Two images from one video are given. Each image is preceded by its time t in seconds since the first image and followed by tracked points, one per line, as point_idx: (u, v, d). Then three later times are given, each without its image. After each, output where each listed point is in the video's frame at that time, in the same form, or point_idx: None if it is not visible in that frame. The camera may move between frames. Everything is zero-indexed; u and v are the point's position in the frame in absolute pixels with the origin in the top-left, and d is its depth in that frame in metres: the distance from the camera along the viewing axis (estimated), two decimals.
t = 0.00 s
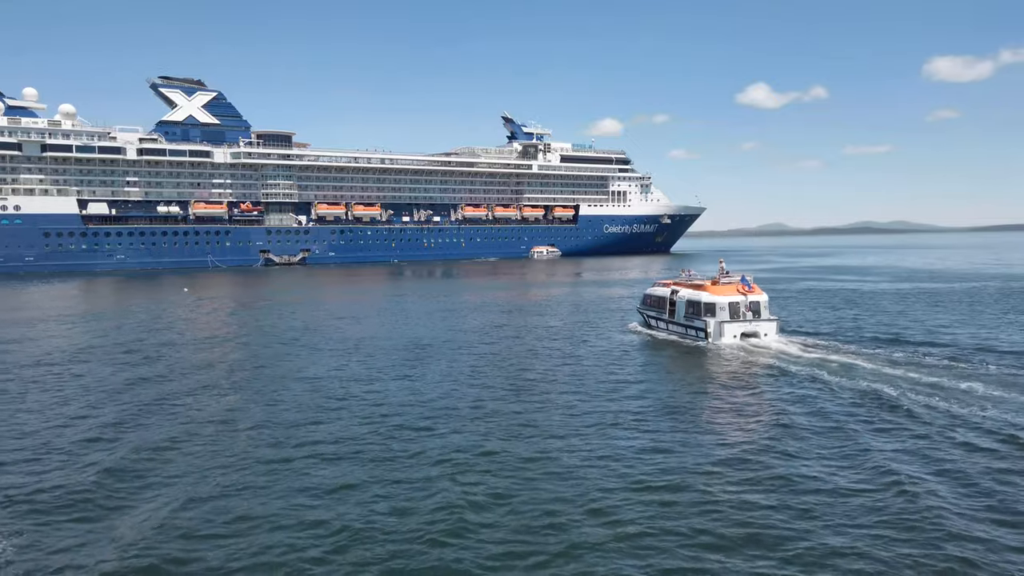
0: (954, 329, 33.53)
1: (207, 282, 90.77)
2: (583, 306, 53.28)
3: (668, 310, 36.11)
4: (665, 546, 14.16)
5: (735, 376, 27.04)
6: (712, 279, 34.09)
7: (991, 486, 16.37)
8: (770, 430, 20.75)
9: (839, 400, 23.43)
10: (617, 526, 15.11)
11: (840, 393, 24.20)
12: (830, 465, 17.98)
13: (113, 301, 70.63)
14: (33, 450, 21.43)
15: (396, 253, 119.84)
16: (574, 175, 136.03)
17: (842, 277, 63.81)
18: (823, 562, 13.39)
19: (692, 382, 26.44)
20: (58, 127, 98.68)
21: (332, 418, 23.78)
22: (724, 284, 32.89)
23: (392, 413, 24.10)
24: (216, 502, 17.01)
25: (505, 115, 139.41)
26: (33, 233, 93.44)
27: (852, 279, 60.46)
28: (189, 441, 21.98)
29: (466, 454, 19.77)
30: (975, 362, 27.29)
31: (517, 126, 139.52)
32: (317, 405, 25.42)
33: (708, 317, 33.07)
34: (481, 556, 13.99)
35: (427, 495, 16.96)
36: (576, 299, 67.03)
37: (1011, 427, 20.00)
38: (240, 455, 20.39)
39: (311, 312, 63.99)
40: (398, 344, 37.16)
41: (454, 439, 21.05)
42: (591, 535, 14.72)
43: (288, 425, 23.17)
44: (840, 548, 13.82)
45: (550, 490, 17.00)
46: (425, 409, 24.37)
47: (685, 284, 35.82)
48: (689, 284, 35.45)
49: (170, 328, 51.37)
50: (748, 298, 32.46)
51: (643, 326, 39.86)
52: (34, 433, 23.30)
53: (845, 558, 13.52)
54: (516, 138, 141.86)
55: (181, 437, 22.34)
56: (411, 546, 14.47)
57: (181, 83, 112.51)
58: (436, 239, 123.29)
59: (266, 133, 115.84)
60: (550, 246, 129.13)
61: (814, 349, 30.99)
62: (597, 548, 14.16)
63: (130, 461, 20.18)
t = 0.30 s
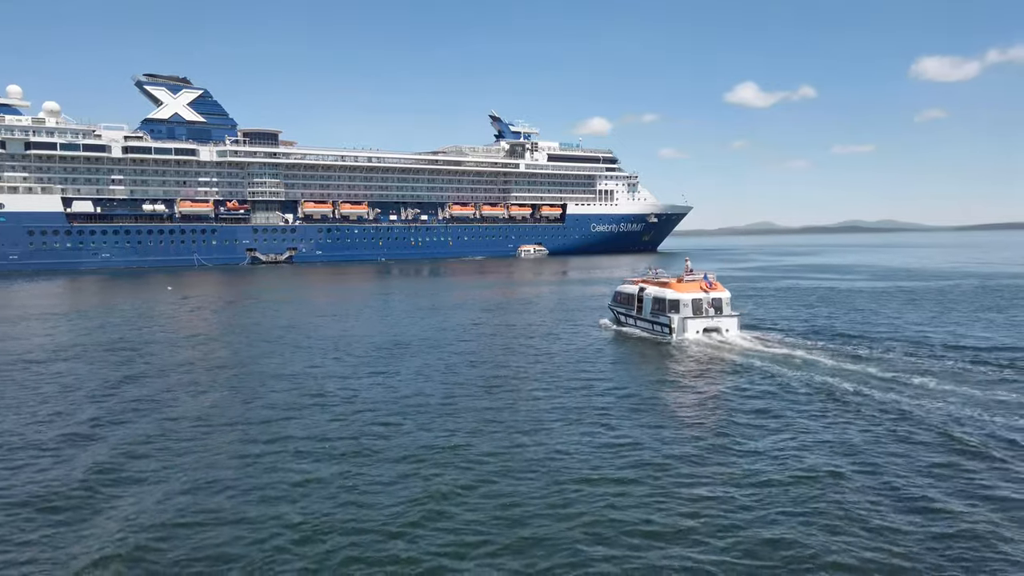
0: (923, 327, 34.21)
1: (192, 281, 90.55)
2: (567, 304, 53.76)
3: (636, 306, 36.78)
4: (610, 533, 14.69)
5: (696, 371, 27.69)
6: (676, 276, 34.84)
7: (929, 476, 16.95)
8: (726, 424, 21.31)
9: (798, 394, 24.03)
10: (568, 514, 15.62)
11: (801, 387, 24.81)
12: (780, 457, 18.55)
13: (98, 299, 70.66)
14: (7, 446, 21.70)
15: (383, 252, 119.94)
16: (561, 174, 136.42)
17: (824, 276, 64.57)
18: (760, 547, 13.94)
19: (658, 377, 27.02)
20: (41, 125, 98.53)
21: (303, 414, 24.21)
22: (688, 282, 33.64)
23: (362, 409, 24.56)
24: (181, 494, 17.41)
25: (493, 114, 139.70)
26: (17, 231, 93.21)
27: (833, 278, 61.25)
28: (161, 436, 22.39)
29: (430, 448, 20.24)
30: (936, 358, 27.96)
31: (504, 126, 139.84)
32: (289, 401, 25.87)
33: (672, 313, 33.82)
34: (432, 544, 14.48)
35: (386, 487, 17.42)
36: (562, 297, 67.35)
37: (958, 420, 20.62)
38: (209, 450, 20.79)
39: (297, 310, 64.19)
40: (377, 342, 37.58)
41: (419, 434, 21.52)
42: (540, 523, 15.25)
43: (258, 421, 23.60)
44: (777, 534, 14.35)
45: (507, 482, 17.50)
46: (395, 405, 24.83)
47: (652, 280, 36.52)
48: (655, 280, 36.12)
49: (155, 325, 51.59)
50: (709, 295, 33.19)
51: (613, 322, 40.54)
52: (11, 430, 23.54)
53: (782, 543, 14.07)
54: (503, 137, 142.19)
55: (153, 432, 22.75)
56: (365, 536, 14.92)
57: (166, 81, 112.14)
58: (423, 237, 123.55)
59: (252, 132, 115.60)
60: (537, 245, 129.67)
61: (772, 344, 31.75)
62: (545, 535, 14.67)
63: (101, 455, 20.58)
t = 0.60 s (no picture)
0: (895, 324, 34.79)
1: (180, 279, 90.52)
2: (554, 302, 54.16)
3: (608, 302, 37.80)
4: (562, 522, 15.20)
5: (663, 367, 28.40)
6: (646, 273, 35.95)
7: (882, 467, 17.53)
8: (688, 419, 21.85)
9: (761, 390, 24.62)
10: (523, 505, 16.11)
11: (766, 383, 25.39)
12: (735, 450, 19.09)
13: (86, 297, 70.70)
14: None
15: (373, 250, 120.02)
16: (551, 172, 136.79)
17: (809, 274, 65.15)
18: (704, 534, 14.47)
19: (628, 373, 27.57)
20: (28, 123, 98.61)
21: (276, 410, 24.66)
22: (656, 279, 34.77)
23: (334, 405, 25.03)
24: (150, 488, 17.84)
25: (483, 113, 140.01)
26: (4, 230, 93.09)
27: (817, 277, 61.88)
28: (136, 432, 22.80)
29: (397, 442, 20.72)
30: (902, 355, 28.55)
31: (494, 124, 140.21)
32: (263, 398, 26.32)
33: (640, 309, 34.91)
34: (389, 533, 14.95)
35: (350, 480, 17.88)
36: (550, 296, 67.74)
37: (912, 414, 21.21)
38: (181, 446, 21.20)
39: (285, 309, 64.45)
40: (359, 340, 38.05)
41: (388, 429, 22.00)
42: (496, 513, 15.74)
43: (231, 417, 24.03)
44: (726, 522, 14.90)
45: (469, 474, 18.00)
46: (368, 402, 25.31)
47: (623, 277, 37.59)
48: (625, 278, 37.12)
49: (143, 324, 51.81)
50: (676, 291, 34.39)
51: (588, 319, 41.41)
52: None
53: (725, 530, 14.62)
54: (493, 136, 142.55)
55: (128, 428, 23.15)
56: (325, 526, 15.36)
57: (154, 79, 111.99)
58: (413, 236, 123.74)
59: (241, 130, 115.53)
60: (526, 244, 130.08)
61: (734, 339, 32.85)
62: (499, 524, 15.16)
63: (76, 450, 21.00)
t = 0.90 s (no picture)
0: (870, 322, 35.39)
1: (169, 278, 90.49)
2: (542, 302, 54.55)
3: (582, 300, 38.81)
4: (519, 513, 15.68)
5: (639, 363, 29.02)
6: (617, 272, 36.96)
7: (843, 459, 18.13)
8: (651, 414, 22.40)
9: (726, 386, 25.26)
10: (482, 498, 16.56)
11: (734, 379, 25.97)
12: (693, 444, 19.63)
13: (74, 296, 70.86)
14: None
15: (363, 249, 120.11)
16: (541, 172, 137.13)
17: (795, 274, 65.75)
18: (656, 525, 14.95)
19: (602, 370, 28.13)
20: (17, 122, 99.08)
21: (257, 407, 25.09)
22: (627, 277, 35.76)
23: (309, 402, 25.50)
24: (129, 481, 18.27)
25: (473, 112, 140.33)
26: None
27: (803, 276, 62.41)
28: (114, 428, 23.19)
29: (368, 438, 21.16)
30: (876, 352, 29.16)
31: (484, 123, 140.55)
32: (241, 396, 26.76)
33: (612, 306, 35.90)
34: (351, 525, 15.36)
35: (319, 474, 18.31)
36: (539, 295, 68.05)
37: (877, 409, 21.81)
38: (156, 441, 21.60)
39: (274, 308, 64.74)
40: (342, 338, 38.40)
41: (359, 425, 22.47)
42: (457, 505, 16.19)
43: (208, 414, 24.47)
44: (686, 511, 15.47)
45: (434, 468, 18.44)
46: (342, 398, 25.79)
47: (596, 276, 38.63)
48: (599, 275, 38.11)
49: (131, 323, 52.12)
50: (646, 289, 35.35)
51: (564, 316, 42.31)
52: None
53: (676, 520, 15.11)
54: (483, 135, 142.93)
55: (110, 424, 23.56)
56: (290, 519, 15.75)
57: (143, 78, 111.90)
58: (403, 235, 124.03)
59: (230, 129, 115.53)
60: (516, 243, 130.48)
61: (704, 335, 33.69)
62: (459, 516, 15.61)
63: (54, 445, 21.38)
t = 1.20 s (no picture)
0: (844, 319, 36.16)
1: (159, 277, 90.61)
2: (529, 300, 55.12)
3: (557, 296, 39.78)
4: (479, 502, 16.36)
5: (613, 358, 29.81)
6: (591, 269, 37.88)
7: (804, 450, 18.91)
8: (618, 409, 23.09)
9: (694, 381, 26.00)
10: (445, 488, 17.24)
11: (703, 375, 26.72)
12: (653, 437, 20.36)
13: (63, 294, 71.19)
14: None
15: (354, 248, 120.41)
16: (532, 170, 137.64)
17: (780, 271, 66.64)
18: (609, 512, 15.64)
19: (578, 366, 28.79)
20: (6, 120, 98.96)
21: (242, 403, 25.64)
22: (599, 274, 36.72)
23: (289, 397, 26.11)
24: (114, 473, 18.88)
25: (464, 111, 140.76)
26: None
27: (789, 273, 63.11)
28: (102, 422, 23.75)
29: (350, 431, 21.80)
30: (852, 348, 29.80)
31: (475, 122, 140.99)
32: (227, 391, 27.32)
33: (584, 302, 36.84)
34: (321, 514, 16.01)
35: (290, 466, 18.94)
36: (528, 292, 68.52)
37: (843, 402, 22.59)
38: (136, 435, 22.21)
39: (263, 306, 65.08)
40: (329, 335, 38.93)
41: (333, 419, 23.11)
42: (420, 495, 16.84)
43: (196, 408, 25.08)
44: (649, 499, 16.25)
45: (401, 461, 19.09)
46: (320, 393, 26.42)
47: (570, 273, 39.60)
48: (573, 272, 39.10)
49: (122, 321, 52.66)
50: (618, 286, 36.31)
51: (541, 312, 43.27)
52: None
53: (629, 509, 15.82)
54: (474, 134, 143.48)
55: (98, 419, 24.11)
56: (269, 508, 16.41)
57: (132, 76, 111.84)
58: (393, 234, 124.44)
59: (220, 127, 115.52)
60: (507, 241, 131.02)
61: (675, 331, 34.57)
62: (422, 505, 16.28)
63: (37, 440, 21.96)
